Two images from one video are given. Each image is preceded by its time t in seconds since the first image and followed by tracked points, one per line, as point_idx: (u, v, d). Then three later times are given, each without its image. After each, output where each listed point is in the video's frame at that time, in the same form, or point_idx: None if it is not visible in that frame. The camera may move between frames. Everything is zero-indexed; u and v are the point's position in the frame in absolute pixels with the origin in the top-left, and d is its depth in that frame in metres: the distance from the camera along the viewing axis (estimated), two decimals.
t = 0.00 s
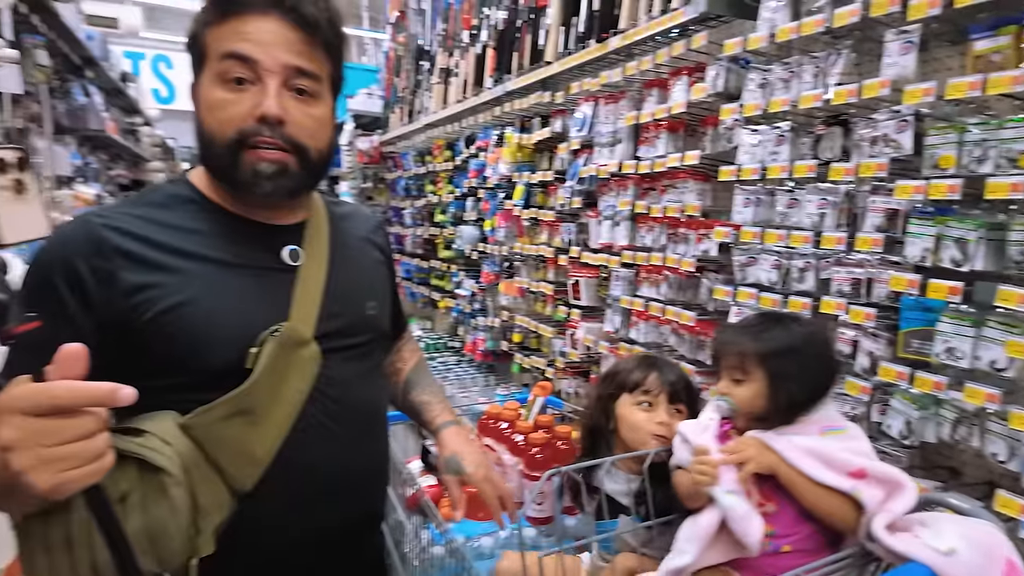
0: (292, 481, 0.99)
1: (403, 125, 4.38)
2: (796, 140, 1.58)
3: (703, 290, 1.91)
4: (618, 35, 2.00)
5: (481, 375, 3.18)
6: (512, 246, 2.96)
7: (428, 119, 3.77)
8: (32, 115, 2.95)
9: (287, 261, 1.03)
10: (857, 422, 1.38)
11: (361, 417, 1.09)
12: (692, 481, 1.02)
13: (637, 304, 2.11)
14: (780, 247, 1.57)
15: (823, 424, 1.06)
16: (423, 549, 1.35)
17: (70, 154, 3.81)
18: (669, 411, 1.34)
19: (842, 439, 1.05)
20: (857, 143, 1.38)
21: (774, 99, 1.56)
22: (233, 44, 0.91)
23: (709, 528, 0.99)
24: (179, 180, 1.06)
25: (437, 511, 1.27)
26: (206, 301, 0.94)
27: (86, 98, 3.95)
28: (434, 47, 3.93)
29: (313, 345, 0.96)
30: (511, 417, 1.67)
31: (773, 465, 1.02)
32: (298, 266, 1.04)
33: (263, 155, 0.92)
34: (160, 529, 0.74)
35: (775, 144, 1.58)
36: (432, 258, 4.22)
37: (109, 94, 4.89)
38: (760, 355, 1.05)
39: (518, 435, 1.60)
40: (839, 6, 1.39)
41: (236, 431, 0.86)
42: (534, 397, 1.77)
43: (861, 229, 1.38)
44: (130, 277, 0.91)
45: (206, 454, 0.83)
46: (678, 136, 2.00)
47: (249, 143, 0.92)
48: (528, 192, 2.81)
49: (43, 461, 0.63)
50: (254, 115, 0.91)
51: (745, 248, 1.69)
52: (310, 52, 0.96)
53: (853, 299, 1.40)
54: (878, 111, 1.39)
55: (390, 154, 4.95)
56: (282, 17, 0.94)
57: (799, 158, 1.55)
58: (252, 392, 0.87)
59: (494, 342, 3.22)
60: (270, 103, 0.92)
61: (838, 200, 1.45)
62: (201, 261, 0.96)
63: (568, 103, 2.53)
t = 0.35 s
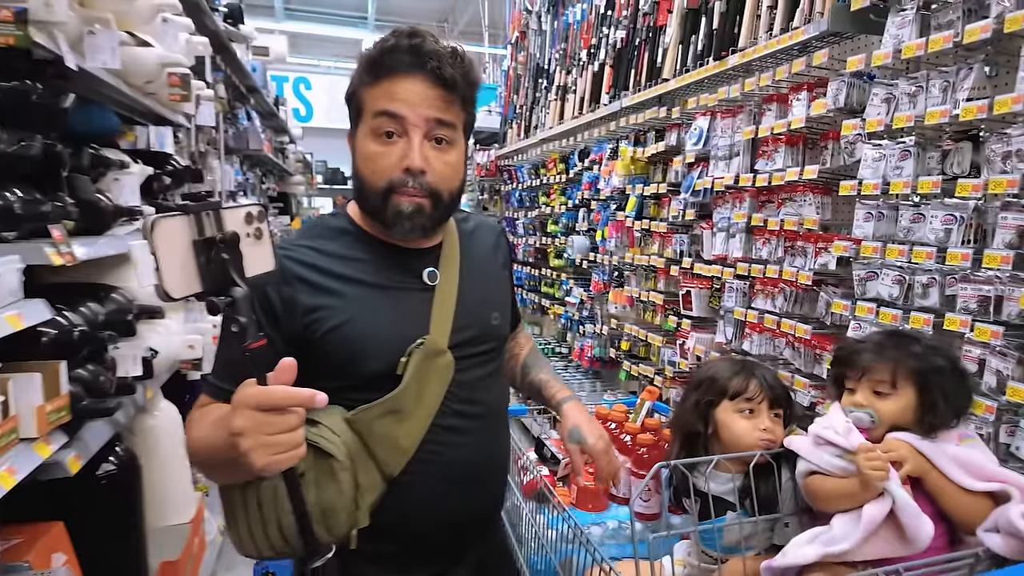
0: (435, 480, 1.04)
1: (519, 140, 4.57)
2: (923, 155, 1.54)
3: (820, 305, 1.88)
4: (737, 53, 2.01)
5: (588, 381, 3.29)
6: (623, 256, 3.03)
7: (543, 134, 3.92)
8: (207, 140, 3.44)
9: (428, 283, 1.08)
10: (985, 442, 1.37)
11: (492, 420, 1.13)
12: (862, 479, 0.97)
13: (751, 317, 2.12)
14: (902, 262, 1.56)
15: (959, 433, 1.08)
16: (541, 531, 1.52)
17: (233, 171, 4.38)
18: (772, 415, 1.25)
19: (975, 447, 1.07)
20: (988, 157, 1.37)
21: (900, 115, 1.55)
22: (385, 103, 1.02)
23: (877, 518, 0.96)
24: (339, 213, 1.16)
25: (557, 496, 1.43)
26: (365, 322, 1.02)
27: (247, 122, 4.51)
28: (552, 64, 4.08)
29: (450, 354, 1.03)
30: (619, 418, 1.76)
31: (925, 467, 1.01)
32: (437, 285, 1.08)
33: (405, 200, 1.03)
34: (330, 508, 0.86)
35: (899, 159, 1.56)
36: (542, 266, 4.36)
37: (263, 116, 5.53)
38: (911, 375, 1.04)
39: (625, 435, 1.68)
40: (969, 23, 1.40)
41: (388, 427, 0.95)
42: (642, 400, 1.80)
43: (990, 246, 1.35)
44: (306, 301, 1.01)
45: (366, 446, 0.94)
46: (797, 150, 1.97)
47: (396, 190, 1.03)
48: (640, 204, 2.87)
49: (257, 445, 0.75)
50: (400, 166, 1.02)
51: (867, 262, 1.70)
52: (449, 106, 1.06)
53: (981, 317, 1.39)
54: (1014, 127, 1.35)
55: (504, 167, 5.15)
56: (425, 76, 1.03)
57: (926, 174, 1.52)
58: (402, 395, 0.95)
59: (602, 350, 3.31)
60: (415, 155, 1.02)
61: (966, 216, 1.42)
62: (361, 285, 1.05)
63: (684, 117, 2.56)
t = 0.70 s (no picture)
0: (483, 452, 1.14)
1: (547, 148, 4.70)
2: (934, 160, 1.62)
3: (838, 303, 1.97)
4: (757, 64, 2.11)
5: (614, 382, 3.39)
6: (648, 259, 3.13)
7: (570, 142, 4.04)
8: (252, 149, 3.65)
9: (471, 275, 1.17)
10: (992, 431, 1.45)
11: (530, 399, 1.23)
12: (846, 461, 1.07)
13: (772, 315, 2.21)
14: (914, 261, 1.65)
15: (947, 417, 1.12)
16: (569, 510, 1.63)
17: (274, 178, 4.61)
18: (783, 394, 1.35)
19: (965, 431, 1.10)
20: (994, 162, 1.45)
21: (910, 122, 1.64)
22: (428, 128, 1.11)
23: (864, 499, 1.04)
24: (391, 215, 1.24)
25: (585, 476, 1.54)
26: (421, 312, 1.11)
27: (287, 132, 4.74)
28: (579, 74, 4.20)
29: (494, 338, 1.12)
30: (643, 408, 1.87)
31: (900, 449, 1.08)
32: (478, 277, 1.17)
33: (450, 213, 1.12)
34: (399, 471, 0.98)
35: (911, 164, 1.65)
36: (568, 270, 4.48)
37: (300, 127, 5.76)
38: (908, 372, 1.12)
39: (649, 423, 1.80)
40: (976, 36, 1.48)
41: (444, 403, 1.06)
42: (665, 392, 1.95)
43: (995, 245, 1.44)
44: (367, 294, 1.10)
45: (427, 420, 1.06)
46: (816, 156, 2.05)
47: (440, 203, 1.12)
48: (665, 208, 2.98)
49: (321, 400, 0.81)
50: (443, 183, 1.11)
51: (881, 262, 1.79)
52: (484, 126, 1.14)
53: (988, 312, 1.47)
54: (1018, 134, 1.43)
55: (531, 175, 5.29)
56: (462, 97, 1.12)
57: (936, 177, 1.60)
58: (454, 375, 1.06)
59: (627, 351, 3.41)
60: (456, 173, 1.11)
61: (974, 217, 1.50)
62: (415, 278, 1.13)
63: (708, 125, 2.66)
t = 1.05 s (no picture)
0: (461, 438, 1.22)
1: (547, 150, 4.79)
2: (904, 162, 1.70)
3: (818, 299, 2.05)
4: (742, 69, 2.19)
5: (611, 378, 3.47)
6: (643, 258, 3.21)
7: (568, 144, 4.13)
8: (260, 152, 3.76)
9: (448, 273, 1.26)
10: (956, 420, 1.53)
11: (507, 390, 1.31)
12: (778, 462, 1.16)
13: (757, 312, 2.29)
14: (885, 258, 1.73)
15: (879, 402, 1.19)
16: (553, 495, 1.73)
17: (281, 180, 4.72)
18: (746, 378, 1.47)
19: (895, 414, 1.17)
20: (958, 163, 1.52)
21: (880, 125, 1.72)
22: (402, 129, 1.21)
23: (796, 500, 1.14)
24: (376, 219, 1.33)
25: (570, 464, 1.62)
26: (399, 305, 1.19)
27: (294, 135, 4.84)
28: (578, 77, 4.29)
29: (470, 332, 1.20)
30: (629, 400, 1.99)
31: (829, 444, 1.16)
32: (455, 275, 1.26)
33: (425, 207, 1.20)
34: (375, 453, 1.08)
35: (884, 165, 1.72)
36: (568, 270, 4.56)
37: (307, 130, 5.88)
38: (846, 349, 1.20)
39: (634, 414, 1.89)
40: (940, 43, 1.56)
41: (419, 392, 1.15)
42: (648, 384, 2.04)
43: (958, 242, 1.52)
44: (349, 290, 1.19)
45: (404, 407, 1.15)
46: (797, 157, 2.13)
47: (417, 200, 1.20)
48: (659, 209, 3.06)
49: (294, 389, 0.91)
50: (418, 180, 1.20)
51: (856, 259, 1.86)
52: (454, 125, 1.23)
53: (952, 306, 1.54)
54: (977, 137, 1.51)
55: (533, 176, 5.38)
56: (437, 102, 1.21)
57: (905, 178, 1.68)
58: (428, 364, 1.14)
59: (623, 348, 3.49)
60: (430, 170, 1.20)
61: (939, 217, 1.59)
62: (396, 275, 1.22)
63: (698, 127, 2.74)
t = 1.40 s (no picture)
0: (435, 428, 1.28)
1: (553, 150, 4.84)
2: (884, 161, 1.73)
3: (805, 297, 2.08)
4: (732, 70, 2.22)
5: (612, 376, 3.51)
6: (642, 257, 3.25)
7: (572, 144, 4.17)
8: (270, 154, 3.86)
9: (426, 269, 1.32)
10: (932, 415, 1.55)
11: (483, 382, 1.37)
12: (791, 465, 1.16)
13: (747, 310, 2.32)
14: (866, 256, 1.76)
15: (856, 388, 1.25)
16: (540, 486, 1.76)
17: (292, 181, 4.81)
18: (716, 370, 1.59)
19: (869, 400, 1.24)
20: (933, 163, 1.54)
21: (860, 125, 1.75)
22: (394, 133, 1.27)
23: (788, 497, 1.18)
24: (360, 215, 1.39)
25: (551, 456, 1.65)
26: (380, 299, 1.26)
27: (304, 137, 4.94)
28: (583, 78, 4.33)
29: (444, 326, 1.27)
30: (617, 394, 2.04)
31: (826, 433, 1.19)
32: (433, 272, 1.32)
33: (412, 206, 1.26)
34: (351, 438, 1.16)
35: (865, 165, 1.75)
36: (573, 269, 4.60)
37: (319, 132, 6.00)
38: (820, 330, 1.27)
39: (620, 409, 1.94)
40: (916, 44, 1.58)
41: (394, 380, 1.21)
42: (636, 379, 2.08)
43: (932, 240, 1.54)
44: (333, 282, 1.25)
45: (380, 395, 1.21)
46: (785, 157, 2.16)
47: (404, 200, 1.26)
48: (657, 208, 3.09)
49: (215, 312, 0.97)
50: (407, 181, 1.26)
51: (840, 257, 1.88)
52: (444, 134, 1.29)
53: (927, 302, 1.57)
54: (952, 137, 1.53)
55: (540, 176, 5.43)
56: (424, 109, 1.28)
57: (885, 177, 1.71)
58: (402, 354, 1.21)
59: (623, 346, 3.52)
60: (418, 172, 1.26)
61: (916, 215, 1.62)
62: (379, 270, 1.28)
63: (694, 127, 2.77)
